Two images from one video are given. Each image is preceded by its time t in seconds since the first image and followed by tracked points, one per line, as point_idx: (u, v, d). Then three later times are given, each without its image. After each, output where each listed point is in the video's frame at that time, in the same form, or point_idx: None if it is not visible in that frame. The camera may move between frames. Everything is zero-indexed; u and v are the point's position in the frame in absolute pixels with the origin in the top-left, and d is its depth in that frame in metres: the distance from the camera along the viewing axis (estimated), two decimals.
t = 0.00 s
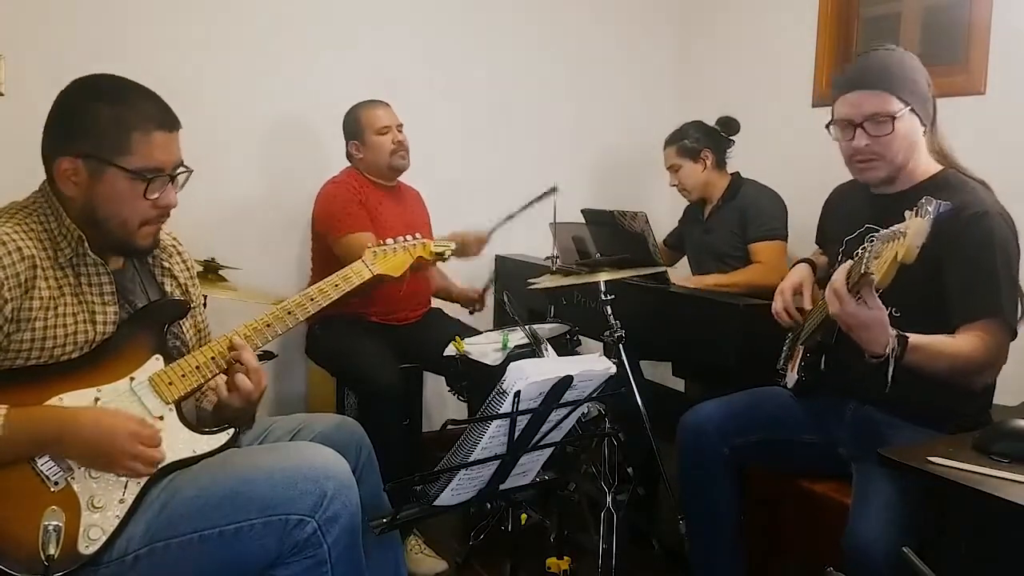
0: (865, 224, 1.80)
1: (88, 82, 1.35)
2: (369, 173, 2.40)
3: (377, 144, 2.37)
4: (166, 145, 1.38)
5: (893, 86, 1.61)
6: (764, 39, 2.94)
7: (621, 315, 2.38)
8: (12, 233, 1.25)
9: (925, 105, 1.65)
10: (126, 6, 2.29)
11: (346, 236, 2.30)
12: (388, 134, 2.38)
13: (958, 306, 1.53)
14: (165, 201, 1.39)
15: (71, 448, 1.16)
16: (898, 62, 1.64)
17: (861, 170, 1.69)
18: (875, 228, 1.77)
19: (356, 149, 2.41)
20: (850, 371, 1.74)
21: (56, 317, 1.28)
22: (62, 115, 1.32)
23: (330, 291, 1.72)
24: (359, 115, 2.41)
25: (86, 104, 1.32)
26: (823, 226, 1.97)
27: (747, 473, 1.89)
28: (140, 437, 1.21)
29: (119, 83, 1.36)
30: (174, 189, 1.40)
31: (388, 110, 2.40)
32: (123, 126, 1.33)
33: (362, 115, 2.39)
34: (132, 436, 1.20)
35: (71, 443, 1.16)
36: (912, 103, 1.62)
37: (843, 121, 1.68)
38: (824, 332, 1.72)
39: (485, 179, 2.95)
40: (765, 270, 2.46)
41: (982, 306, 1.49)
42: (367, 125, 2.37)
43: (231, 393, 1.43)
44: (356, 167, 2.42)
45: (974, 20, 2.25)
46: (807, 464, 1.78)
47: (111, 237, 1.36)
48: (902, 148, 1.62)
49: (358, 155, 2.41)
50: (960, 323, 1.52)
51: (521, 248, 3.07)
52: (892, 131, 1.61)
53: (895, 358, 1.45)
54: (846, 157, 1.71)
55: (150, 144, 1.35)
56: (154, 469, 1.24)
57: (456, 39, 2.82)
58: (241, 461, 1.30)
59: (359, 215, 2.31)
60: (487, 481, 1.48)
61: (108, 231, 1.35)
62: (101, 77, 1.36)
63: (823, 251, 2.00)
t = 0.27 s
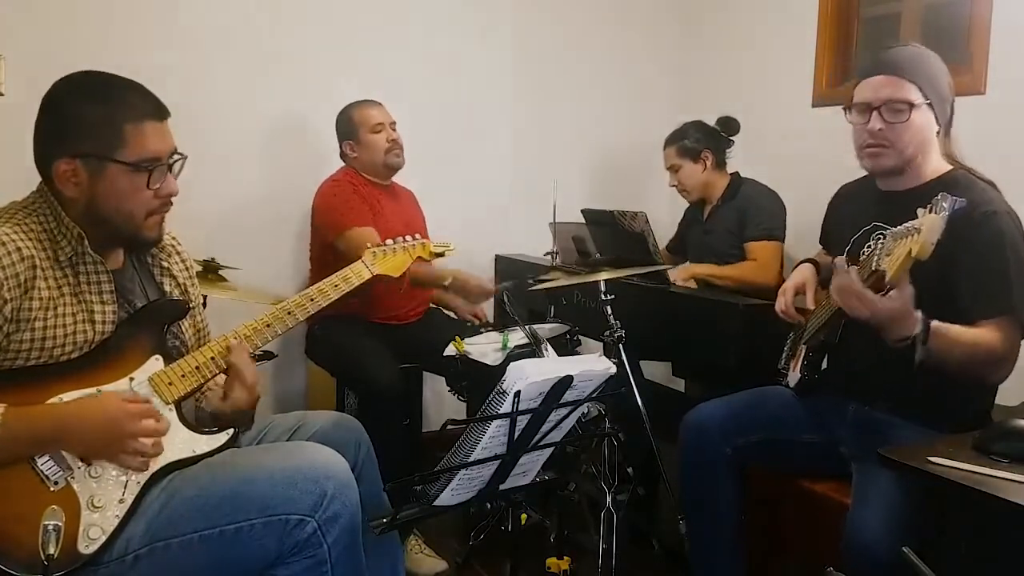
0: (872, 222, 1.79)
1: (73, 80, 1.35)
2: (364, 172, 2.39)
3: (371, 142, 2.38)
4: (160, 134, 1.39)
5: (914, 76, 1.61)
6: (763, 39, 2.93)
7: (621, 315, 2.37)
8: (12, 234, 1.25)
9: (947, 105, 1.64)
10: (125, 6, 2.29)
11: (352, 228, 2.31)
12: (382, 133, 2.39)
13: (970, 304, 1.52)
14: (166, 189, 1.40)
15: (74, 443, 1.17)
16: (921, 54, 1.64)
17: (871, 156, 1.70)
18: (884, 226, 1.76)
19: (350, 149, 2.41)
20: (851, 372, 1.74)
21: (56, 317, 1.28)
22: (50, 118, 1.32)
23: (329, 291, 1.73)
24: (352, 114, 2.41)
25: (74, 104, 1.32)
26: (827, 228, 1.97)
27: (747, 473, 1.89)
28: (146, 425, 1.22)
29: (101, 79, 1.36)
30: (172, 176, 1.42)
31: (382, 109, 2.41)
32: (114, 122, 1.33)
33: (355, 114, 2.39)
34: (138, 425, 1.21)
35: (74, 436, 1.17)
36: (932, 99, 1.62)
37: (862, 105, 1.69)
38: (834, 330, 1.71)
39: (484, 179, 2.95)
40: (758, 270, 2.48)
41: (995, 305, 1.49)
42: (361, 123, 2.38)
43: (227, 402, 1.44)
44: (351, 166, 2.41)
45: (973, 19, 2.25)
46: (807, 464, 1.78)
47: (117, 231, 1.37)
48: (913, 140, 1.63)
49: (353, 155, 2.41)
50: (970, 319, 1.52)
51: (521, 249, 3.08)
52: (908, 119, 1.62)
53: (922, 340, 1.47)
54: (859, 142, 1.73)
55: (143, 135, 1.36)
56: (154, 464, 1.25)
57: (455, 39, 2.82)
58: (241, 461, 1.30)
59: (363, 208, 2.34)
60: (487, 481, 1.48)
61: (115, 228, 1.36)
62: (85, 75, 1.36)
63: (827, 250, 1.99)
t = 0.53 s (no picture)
0: (872, 221, 1.79)
1: (65, 80, 1.35)
2: (371, 174, 2.41)
3: (381, 146, 2.36)
4: (156, 131, 1.38)
5: (921, 78, 1.62)
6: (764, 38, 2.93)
7: (620, 315, 2.37)
8: (11, 234, 1.25)
9: (950, 108, 1.66)
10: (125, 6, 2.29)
11: (339, 239, 2.28)
12: (394, 137, 2.37)
13: (970, 303, 1.54)
14: (165, 186, 1.40)
15: (70, 444, 1.16)
16: (927, 57, 1.64)
17: (874, 157, 1.67)
18: (885, 225, 1.75)
19: (362, 149, 2.40)
20: (851, 371, 1.74)
21: (54, 318, 1.27)
22: (46, 118, 1.32)
23: (328, 291, 1.72)
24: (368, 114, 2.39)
25: (71, 103, 1.32)
26: (825, 227, 1.97)
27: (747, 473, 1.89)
28: (135, 422, 1.21)
29: (97, 77, 1.36)
30: (170, 173, 1.41)
31: (397, 113, 2.39)
32: (111, 120, 1.33)
33: (372, 114, 2.37)
34: (127, 422, 1.20)
35: (71, 437, 1.16)
36: (938, 101, 1.63)
37: (867, 106, 1.67)
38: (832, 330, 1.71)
39: (484, 178, 2.95)
40: (758, 270, 2.46)
41: (996, 302, 1.50)
42: (375, 125, 2.36)
43: (216, 412, 1.39)
44: (360, 166, 2.42)
45: (973, 19, 2.25)
46: (807, 464, 1.78)
47: (118, 230, 1.37)
48: (920, 141, 1.62)
49: (361, 154, 2.41)
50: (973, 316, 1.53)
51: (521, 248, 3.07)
52: (915, 121, 1.61)
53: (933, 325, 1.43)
54: (861, 144, 1.70)
55: (141, 132, 1.36)
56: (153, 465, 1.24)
57: (456, 39, 2.82)
58: (241, 460, 1.30)
59: (357, 220, 2.32)
60: (487, 481, 1.48)
61: (114, 227, 1.36)
62: (79, 73, 1.36)
63: (827, 252, 1.99)
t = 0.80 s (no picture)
0: (866, 222, 1.79)
1: (67, 80, 1.35)
2: (373, 174, 2.41)
3: (380, 144, 2.36)
4: (157, 131, 1.38)
5: (914, 82, 1.61)
6: (764, 39, 2.93)
7: (620, 315, 2.37)
8: (11, 234, 1.25)
9: (942, 110, 1.66)
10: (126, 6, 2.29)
11: (338, 239, 2.28)
12: (392, 135, 2.37)
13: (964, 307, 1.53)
14: (165, 186, 1.39)
15: (71, 442, 1.16)
16: (920, 61, 1.64)
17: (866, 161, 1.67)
18: (877, 227, 1.76)
19: (362, 149, 2.41)
20: (851, 371, 1.74)
21: (55, 316, 1.27)
22: (47, 117, 1.32)
23: (329, 292, 1.72)
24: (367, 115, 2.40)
25: (73, 103, 1.32)
26: (822, 226, 1.96)
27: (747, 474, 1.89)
28: (134, 419, 1.21)
29: (99, 77, 1.36)
30: (171, 173, 1.41)
31: (395, 111, 2.40)
32: (110, 120, 1.33)
33: (370, 114, 2.38)
34: (126, 419, 1.20)
35: (71, 436, 1.16)
36: (930, 105, 1.63)
37: (859, 109, 1.67)
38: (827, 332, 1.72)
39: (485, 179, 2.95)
40: (752, 270, 2.46)
41: (988, 304, 1.49)
42: (373, 125, 2.37)
43: (217, 410, 1.40)
44: (362, 166, 2.43)
45: (973, 19, 2.25)
46: (807, 464, 1.78)
47: (117, 229, 1.37)
48: (911, 145, 1.62)
49: (363, 156, 2.41)
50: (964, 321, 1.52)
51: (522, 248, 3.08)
52: (908, 125, 1.61)
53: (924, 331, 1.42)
54: (854, 146, 1.70)
55: (142, 131, 1.36)
56: (154, 463, 1.24)
57: (456, 39, 2.82)
58: (241, 460, 1.30)
59: (356, 219, 2.31)
60: (487, 481, 1.48)
61: (113, 226, 1.36)
62: (78, 74, 1.35)
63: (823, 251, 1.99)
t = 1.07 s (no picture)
0: (858, 226, 1.80)
1: (74, 81, 1.34)
2: (370, 176, 2.41)
3: (374, 145, 2.36)
4: (164, 138, 1.39)
5: (899, 87, 1.61)
6: (764, 39, 2.93)
7: (620, 315, 2.37)
8: (12, 233, 1.25)
9: (930, 110, 1.66)
10: (126, 5, 2.29)
11: (338, 243, 2.28)
12: (386, 136, 2.37)
13: (948, 314, 1.54)
14: (167, 192, 1.40)
15: (71, 440, 1.16)
16: (905, 63, 1.63)
17: (855, 168, 1.68)
18: (869, 231, 1.77)
19: (356, 149, 2.41)
20: (851, 371, 1.74)
21: (56, 315, 1.27)
22: (53, 116, 1.32)
23: (329, 292, 1.72)
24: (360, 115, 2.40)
25: (78, 104, 1.31)
26: (815, 226, 1.99)
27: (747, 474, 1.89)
28: (135, 418, 1.21)
29: (107, 78, 1.36)
30: (173, 178, 1.41)
31: (389, 112, 2.39)
32: (118, 123, 1.33)
33: (364, 115, 2.38)
34: (127, 418, 1.20)
35: (72, 434, 1.16)
36: (917, 108, 1.62)
37: (845, 116, 1.67)
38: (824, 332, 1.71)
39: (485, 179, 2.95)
40: (749, 270, 2.46)
41: (975, 313, 1.49)
42: (367, 126, 2.37)
43: (217, 409, 1.40)
44: (357, 168, 2.42)
45: (973, 19, 2.25)
46: (807, 464, 1.78)
47: (117, 232, 1.37)
48: (899, 151, 1.63)
49: (357, 156, 2.41)
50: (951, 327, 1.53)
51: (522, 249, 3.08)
52: (894, 132, 1.61)
53: (902, 353, 1.43)
54: (842, 153, 1.71)
55: (148, 139, 1.36)
56: (154, 461, 1.25)
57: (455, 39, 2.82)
58: (241, 460, 1.30)
59: (353, 221, 2.31)
60: (487, 481, 1.48)
61: (113, 229, 1.36)
62: (89, 76, 1.35)
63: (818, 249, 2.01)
